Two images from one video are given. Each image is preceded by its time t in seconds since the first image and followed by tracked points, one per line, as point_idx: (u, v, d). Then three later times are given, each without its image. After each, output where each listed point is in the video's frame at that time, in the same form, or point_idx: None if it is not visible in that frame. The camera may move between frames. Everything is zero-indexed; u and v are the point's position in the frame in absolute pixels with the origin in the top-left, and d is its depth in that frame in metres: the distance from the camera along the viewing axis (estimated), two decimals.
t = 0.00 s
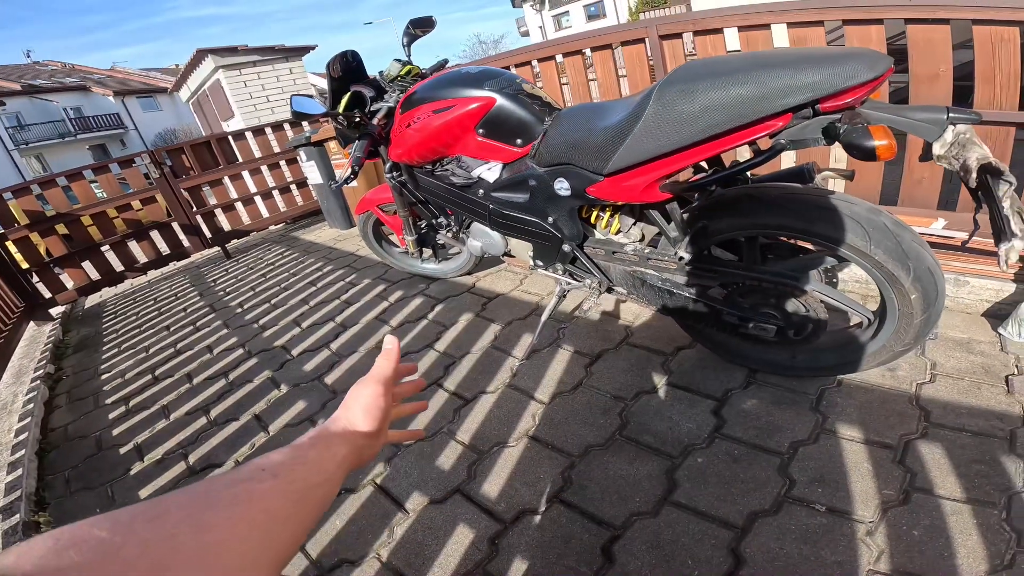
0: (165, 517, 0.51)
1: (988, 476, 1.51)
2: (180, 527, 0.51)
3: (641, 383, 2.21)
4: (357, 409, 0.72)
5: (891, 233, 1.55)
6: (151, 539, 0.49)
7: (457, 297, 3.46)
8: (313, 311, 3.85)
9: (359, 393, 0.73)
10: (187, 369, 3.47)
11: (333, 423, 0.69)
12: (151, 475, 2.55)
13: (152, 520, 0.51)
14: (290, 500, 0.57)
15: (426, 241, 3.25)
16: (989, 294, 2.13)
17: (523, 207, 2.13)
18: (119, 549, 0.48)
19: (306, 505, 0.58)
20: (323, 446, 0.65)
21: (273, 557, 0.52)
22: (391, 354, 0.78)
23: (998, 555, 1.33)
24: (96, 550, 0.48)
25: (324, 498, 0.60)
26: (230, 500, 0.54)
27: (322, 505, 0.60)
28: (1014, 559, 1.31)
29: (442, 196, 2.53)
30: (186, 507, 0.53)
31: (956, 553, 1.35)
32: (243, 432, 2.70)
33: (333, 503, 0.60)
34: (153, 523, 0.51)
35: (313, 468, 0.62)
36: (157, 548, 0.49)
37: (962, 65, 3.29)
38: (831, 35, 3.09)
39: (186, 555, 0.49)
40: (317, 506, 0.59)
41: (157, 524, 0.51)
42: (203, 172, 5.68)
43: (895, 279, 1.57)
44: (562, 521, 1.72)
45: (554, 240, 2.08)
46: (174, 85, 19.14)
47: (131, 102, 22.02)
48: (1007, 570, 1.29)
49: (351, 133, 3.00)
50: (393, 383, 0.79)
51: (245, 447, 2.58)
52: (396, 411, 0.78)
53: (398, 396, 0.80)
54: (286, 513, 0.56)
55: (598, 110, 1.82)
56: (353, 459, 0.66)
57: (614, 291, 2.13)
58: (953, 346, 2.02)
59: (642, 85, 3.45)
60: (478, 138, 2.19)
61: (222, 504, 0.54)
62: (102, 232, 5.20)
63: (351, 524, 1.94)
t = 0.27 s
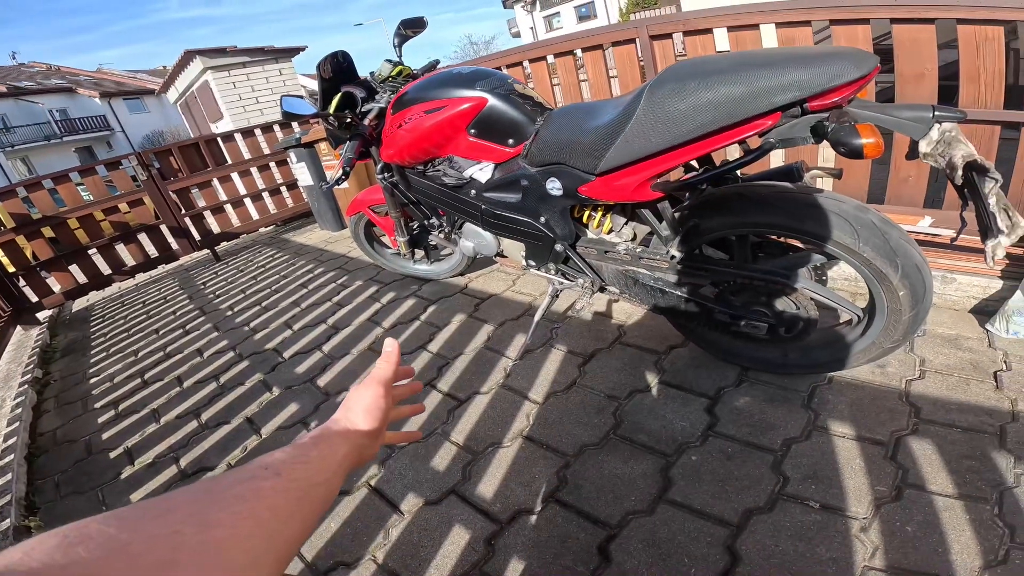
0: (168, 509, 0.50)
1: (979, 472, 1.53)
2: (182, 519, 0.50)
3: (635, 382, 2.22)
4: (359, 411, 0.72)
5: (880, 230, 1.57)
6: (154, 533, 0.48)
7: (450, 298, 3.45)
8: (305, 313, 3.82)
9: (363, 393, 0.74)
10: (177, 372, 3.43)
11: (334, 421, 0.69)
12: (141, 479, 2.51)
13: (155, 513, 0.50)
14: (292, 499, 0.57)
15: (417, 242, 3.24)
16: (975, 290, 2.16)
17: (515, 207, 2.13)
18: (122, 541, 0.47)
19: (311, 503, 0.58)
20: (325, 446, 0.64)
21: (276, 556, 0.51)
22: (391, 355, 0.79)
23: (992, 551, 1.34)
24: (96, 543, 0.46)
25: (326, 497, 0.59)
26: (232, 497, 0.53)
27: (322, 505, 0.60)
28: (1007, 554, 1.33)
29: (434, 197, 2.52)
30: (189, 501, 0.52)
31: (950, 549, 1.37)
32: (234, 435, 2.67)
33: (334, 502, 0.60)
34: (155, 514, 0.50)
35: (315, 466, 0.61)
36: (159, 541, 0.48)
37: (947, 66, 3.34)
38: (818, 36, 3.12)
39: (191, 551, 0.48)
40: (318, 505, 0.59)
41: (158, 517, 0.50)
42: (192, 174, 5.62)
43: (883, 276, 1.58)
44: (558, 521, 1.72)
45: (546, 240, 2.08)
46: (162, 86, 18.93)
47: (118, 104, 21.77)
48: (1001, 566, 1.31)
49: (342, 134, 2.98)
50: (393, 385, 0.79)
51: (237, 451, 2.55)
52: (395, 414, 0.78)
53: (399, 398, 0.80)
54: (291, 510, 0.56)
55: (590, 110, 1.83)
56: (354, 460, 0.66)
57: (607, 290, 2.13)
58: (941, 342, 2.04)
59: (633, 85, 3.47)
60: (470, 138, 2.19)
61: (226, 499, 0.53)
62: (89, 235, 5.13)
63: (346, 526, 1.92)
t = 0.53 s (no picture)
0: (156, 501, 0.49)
1: (969, 465, 1.55)
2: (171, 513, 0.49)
3: (627, 379, 2.22)
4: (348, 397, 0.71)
5: (866, 226, 1.59)
6: (144, 524, 0.47)
7: (441, 298, 3.44)
8: (295, 314, 3.79)
9: (342, 389, 0.71)
10: (166, 375, 3.38)
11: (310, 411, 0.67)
12: (131, 482, 2.48)
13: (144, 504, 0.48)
14: (281, 485, 0.55)
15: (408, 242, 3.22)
16: (961, 285, 2.18)
17: (506, 206, 2.12)
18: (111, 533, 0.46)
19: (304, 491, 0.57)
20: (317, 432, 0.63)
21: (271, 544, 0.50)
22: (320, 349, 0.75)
23: (985, 544, 1.36)
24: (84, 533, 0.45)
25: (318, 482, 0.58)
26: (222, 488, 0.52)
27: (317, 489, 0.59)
28: (999, 548, 1.35)
29: (425, 196, 2.51)
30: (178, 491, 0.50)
31: (944, 543, 1.38)
32: (225, 437, 2.64)
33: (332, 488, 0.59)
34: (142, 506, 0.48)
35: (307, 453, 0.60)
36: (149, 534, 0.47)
37: (930, 64, 3.39)
38: (805, 35, 3.16)
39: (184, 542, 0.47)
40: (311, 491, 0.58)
41: (149, 506, 0.49)
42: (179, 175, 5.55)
43: (870, 271, 1.60)
44: (554, 519, 1.72)
45: (538, 238, 2.08)
46: (146, 86, 18.65)
47: (102, 105, 21.46)
48: (995, 559, 1.32)
49: (331, 134, 2.95)
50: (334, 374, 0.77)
51: (228, 453, 2.52)
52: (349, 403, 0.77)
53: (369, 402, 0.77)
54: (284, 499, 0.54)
55: (580, 108, 1.83)
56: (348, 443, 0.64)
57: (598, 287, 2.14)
58: (928, 336, 2.07)
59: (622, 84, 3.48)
60: (460, 136, 2.18)
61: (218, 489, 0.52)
62: (75, 238, 5.05)
63: (340, 527, 1.91)
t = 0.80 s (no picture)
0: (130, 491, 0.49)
1: (955, 459, 1.57)
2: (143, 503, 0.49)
3: (617, 376, 2.23)
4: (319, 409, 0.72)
5: (849, 221, 1.60)
6: (113, 517, 0.47)
7: (431, 297, 3.42)
8: (284, 315, 3.75)
9: (309, 401, 0.71)
10: (153, 377, 3.33)
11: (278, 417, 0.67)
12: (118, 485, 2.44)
13: (113, 495, 0.48)
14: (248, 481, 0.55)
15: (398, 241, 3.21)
16: (944, 280, 2.21)
17: (494, 203, 2.12)
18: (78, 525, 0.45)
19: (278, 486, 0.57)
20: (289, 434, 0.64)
21: (243, 538, 0.50)
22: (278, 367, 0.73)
23: (974, 539, 1.36)
24: (51, 527, 0.45)
25: (287, 478, 0.59)
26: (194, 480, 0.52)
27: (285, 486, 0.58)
28: (988, 542, 1.36)
29: (413, 195, 2.49)
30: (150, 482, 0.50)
31: (932, 537, 1.39)
32: (213, 439, 2.61)
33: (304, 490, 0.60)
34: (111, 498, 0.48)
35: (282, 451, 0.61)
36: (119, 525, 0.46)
37: (913, 63, 3.43)
38: (791, 33, 3.18)
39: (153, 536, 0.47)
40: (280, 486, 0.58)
41: (119, 499, 0.48)
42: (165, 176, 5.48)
43: (854, 266, 1.62)
44: (545, 516, 1.72)
45: (526, 235, 2.07)
46: (131, 85, 18.38)
47: (85, 105, 21.13)
48: (984, 553, 1.33)
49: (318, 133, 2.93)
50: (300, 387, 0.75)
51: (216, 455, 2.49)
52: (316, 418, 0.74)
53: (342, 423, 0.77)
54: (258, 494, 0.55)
55: (567, 105, 1.83)
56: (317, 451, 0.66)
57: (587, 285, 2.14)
58: (912, 330, 2.09)
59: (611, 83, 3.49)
60: (448, 134, 2.17)
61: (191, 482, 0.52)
62: (59, 240, 4.97)
63: (330, 527, 1.89)
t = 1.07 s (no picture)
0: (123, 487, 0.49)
1: (942, 453, 1.58)
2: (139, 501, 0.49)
3: (607, 374, 2.23)
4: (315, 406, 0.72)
5: (833, 217, 1.61)
6: (106, 511, 0.47)
7: (421, 297, 3.40)
8: (272, 316, 3.72)
9: (305, 394, 0.71)
10: (139, 379, 3.28)
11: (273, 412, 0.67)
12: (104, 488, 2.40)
13: (108, 489, 0.48)
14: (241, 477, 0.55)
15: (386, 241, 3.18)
16: (929, 275, 2.21)
17: (482, 202, 2.11)
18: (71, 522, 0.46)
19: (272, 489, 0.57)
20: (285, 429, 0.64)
21: (237, 536, 0.51)
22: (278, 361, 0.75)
23: (963, 534, 1.37)
24: (40, 522, 0.45)
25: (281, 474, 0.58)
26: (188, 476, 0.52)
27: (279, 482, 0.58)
28: (977, 537, 1.36)
29: (401, 194, 2.48)
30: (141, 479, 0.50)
31: (921, 532, 1.40)
32: (200, 441, 2.58)
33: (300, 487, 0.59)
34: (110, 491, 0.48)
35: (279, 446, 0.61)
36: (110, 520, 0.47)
37: (896, 62, 3.47)
38: (777, 32, 3.21)
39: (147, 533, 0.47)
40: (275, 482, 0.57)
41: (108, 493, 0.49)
42: (150, 177, 5.41)
43: (839, 261, 1.63)
44: (536, 515, 1.71)
45: (515, 233, 2.07)
46: (114, 85, 18.09)
47: (68, 106, 20.80)
48: (973, 548, 1.34)
49: (305, 133, 2.90)
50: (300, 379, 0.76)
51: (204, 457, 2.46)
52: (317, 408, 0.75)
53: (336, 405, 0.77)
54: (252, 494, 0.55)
55: (554, 103, 1.83)
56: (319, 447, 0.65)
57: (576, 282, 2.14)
58: (898, 325, 2.11)
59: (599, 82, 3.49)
60: (435, 133, 2.16)
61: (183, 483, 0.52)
62: (43, 242, 4.89)
63: (321, 528, 1.87)
